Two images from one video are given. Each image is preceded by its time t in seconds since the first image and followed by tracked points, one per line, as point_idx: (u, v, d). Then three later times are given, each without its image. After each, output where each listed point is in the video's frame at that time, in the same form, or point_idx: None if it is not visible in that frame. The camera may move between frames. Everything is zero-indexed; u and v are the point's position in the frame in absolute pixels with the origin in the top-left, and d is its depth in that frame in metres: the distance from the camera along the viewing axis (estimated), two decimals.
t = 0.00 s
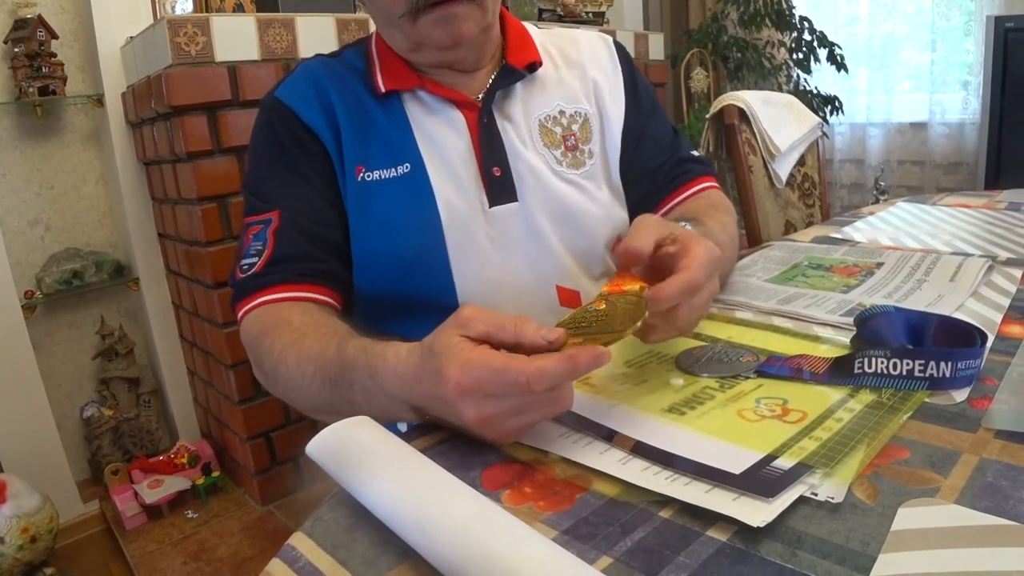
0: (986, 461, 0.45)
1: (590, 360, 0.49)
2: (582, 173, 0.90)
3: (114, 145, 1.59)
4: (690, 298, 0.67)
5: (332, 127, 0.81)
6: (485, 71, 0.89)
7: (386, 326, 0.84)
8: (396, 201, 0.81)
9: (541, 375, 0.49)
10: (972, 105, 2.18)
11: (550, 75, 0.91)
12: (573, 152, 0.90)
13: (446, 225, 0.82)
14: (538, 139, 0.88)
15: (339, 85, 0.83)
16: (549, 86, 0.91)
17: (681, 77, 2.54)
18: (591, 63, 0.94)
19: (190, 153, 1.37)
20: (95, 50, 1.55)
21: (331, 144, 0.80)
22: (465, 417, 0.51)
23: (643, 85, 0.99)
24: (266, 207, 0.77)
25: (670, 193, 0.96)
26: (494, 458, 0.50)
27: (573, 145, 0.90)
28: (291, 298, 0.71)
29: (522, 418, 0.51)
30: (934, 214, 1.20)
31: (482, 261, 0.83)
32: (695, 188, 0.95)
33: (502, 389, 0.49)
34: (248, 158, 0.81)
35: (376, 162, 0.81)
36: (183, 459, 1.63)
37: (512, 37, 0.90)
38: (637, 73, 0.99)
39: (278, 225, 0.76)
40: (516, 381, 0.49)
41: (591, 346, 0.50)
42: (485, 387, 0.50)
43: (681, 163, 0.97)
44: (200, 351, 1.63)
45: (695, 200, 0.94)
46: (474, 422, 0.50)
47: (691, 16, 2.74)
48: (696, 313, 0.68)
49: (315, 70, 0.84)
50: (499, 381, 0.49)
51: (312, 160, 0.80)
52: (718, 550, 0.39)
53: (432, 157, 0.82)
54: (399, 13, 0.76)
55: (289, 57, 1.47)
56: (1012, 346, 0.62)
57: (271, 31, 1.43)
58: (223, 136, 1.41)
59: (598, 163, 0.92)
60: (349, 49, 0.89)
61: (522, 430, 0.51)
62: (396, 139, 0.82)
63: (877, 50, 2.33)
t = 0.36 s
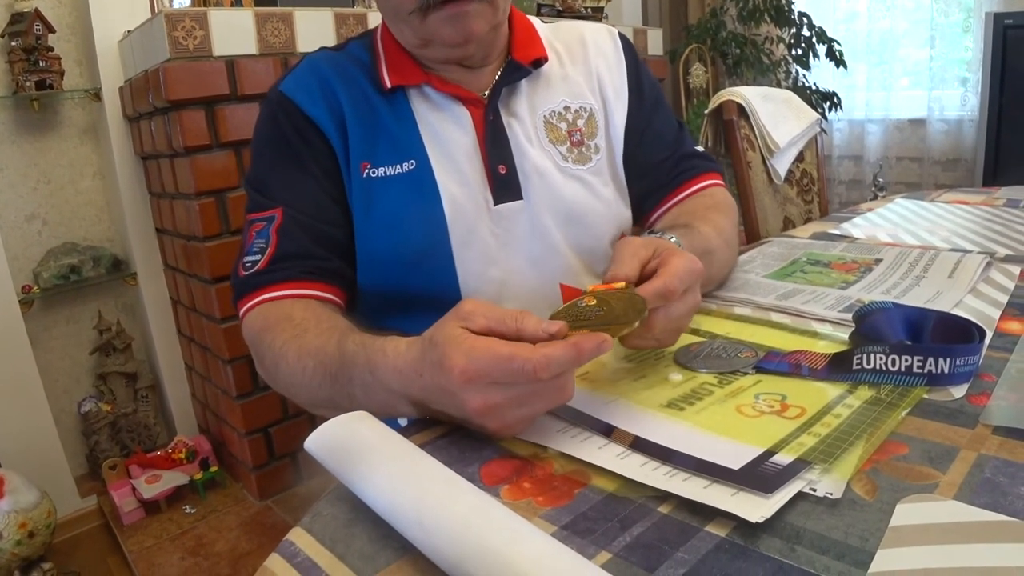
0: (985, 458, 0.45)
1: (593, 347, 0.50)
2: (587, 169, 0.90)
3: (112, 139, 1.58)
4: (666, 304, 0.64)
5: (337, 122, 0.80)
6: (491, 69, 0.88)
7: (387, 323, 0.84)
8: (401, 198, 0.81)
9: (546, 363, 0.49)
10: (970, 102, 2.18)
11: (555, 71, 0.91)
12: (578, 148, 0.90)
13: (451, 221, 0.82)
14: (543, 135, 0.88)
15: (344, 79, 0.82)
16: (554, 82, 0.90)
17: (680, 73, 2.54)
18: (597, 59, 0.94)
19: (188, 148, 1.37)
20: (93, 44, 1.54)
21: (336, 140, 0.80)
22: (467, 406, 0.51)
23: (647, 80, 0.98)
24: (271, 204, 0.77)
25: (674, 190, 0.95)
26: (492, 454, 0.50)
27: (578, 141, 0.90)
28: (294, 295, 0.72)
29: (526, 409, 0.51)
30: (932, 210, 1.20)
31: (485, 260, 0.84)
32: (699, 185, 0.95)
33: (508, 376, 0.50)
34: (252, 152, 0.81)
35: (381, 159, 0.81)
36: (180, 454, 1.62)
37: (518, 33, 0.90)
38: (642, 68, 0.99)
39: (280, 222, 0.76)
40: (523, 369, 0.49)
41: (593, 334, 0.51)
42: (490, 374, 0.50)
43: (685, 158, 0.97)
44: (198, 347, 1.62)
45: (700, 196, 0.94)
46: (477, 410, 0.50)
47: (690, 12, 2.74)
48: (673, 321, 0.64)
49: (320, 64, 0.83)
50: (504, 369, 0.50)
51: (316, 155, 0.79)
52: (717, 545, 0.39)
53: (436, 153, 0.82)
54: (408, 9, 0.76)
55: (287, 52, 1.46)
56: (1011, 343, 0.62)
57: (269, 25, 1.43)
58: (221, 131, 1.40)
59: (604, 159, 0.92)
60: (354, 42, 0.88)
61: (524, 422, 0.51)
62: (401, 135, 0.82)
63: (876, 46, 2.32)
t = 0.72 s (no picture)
0: (981, 455, 0.45)
1: (588, 337, 0.50)
2: (585, 169, 0.90)
3: (109, 137, 1.58)
4: (658, 304, 0.63)
5: (335, 123, 0.80)
6: (490, 69, 0.87)
7: (385, 322, 0.84)
8: (399, 200, 0.81)
9: (543, 356, 0.49)
10: (968, 100, 2.18)
11: (553, 71, 0.91)
12: (576, 148, 0.90)
13: (449, 222, 0.82)
14: (541, 136, 0.88)
15: (341, 79, 0.82)
16: (552, 82, 0.90)
17: (678, 71, 2.54)
18: (595, 59, 0.94)
19: (185, 145, 1.37)
20: (90, 42, 1.54)
21: (334, 140, 0.80)
22: (466, 400, 0.51)
23: (645, 78, 0.98)
24: (268, 206, 0.77)
25: (671, 189, 0.95)
26: (489, 451, 0.50)
27: (576, 141, 0.90)
28: (291, 297, 0.72)
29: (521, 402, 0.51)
30: (930, 208, 1.20)
31: (483, 260, 0.84)
32: (696, 185, 0.95)
33: (504, 368, 0.50)
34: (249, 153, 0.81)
35: (379, 160, 0.81)
36: (178, 452, 1.62)
37: (516, 33, 0.89)
38: (640, 67, 0.98)
39: (278, 224, 0.76)
40: (519, 361, 0.49)
41: (587, 326, 0.52)
42: (486, 367, 0.50)
43: (683, 157, 0.97)
44: (196, 345, 1.62)
45: (696, 196, 0.94)
46: (474, 405, 0.50)
47: (688, 10, 2.73)
48: (667, 320, 0.64)
49: (317, 64, 0.83)
50: (501, 361, 0.50)
51: (314, 156, 0.79)
52: (714, 543, 0.39)
53: (434, 154, 0.82)
54: (406, 10, 0.76)
55: (284, 50, 1.46)
56: (1008, 341, 0.62)
57: (266, 22, 1.42)
58: (218, 129, 1.40)
59: (602, 159, 0.92)
60: (351, 42, 0.88)
61: (521, 415, 0.52)
62: (399, 136, 0.82)
63: (874, 44, 2.33)
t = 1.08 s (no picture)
0: (979, 455, 0.45)
1: (587, 328, 0.51)
2: (585, 170, 0.90)
3: (109, 137, 1.58)
4: (653, 299, 0.63)
5: (335, 124, 0.80)
6: (490, 71, 0.87)
7: (386, 322, 0.84)
8: (399, 201, 0.81)
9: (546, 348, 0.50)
10: (967, 100, 2.18)
11: (552, 73, 0.91)
12: (575, 149, 0.90)
13: (448, 223, 0.82)
14: (540, 137, 0.88)
15: (341, 80, 0.82)
16: (551, 83, 0.90)
17: (677, 70, 2.55)
18: (595, 60, 0.94)
19: (184, 145, 1.37)
20: (89, 42, 1.54)
21: (333, 141, 0.80)
22: (465, 396, 0.51)
23: (644, 79, 0.98)
24: (267, 208, 0.77)
25: (671, 189, 0.95)
26: (488, 451, 0.50)
27: (575, 142, 0.90)
28: (292, 298, 0.72)
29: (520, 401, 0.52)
30: (928, 208, 1.20)
31: (483, 260, 0.84)
32: (695, 185, 0.95)
33: (505, 363, 0.50)
34: (249, 154, 0.81)
35: (379, 161, 0.81)
36: (177, 451, 1.62)
37: (516, 33, 0.89)
38: (639, 67, 0.98)
39: (278, 226, 0.76)
40: (520, 354, 0.50)
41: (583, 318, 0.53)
42: (488, 361, 0.50)
43: (683, 157, 0.97)
44: (195, 345, 1.62)
45: (695, 197, 0.94)
46: (474, 401, 0.51)
47: (686, 9, 2.74)
48: (666, 318, 0.63)
49: (317, 65, 0.83)
50: (502, 356, 0.50)
51: (314, 157, 0.79)
52: (712, 542, 0.39)
53: (434, 155, 0.82)
54: (410, 13, 0.76)
55: (283, 49, 1.46)
56: (1005, 340, 0.63)
57: (265, 22, 1.42)
58: (217, 128, 1.40)
59: (601, 159, 0.92)
60: (351, 42, 0.88)
61: (522, 413, 0.52)
62: (399, 137, 0.82)
63: (873, 44, 2.33)
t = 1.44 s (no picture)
0: (978, 453, 0.45)
1: (583, 321, 0.52)
2: (582, 171, 0.90)
3: (107, 138, 1.58)
4: (651, 301, 0.62)
5: (332, 126, 0.80)
6: (487, 71, 0.87)
7: (385, 323, 0.84)
8: (397, 202, 0.81)
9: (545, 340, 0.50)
10: (965, 98, 2.18)
11: (550, 73, 0.91)
12: (573, 149, 0.90)
13: (447, 224, 0.82)
14: (538, 138, 0.88)
15: (338, 82, 0.82)
16: (548, 83, 0.90)
17: (675, 69, 2.55)
18: (592, 60, 0.94)
19: (183, 146, 1.37)
20: (87, 43, 1.54)
21: (331, 143, 0.80)
22: (462, 395, 0.51)
23: (642, 79, 0.98)
24: (266, 210, 0.77)
25: (669, 188, 0.95)
26: (487, 450, 0.50)
27: (573, 142, 0.90)
28: (291, 300, 0.72)
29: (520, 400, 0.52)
30: (927, 206, 1.20)
31: (482, 260, 0.84)
32: (693, 184, 0.95)
33: (504, 357, 0.50)
34: (246, 156, 0.81)
35: (377, 163, 0.81)
36: (176, 453, 1.62)
37: (513, 33, 0.89)
38: (636, 67, 0.98)
39: (277, 228, 0.76)
40: (520, 348, 0.50)
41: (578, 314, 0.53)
42: (487, 356, 0.51)
43: (681, 156, 0.97)
44: (194, 346, 1.62)
45: (693, 196, 0.94)
46: (472, 398, 0.50)
47: (684, 8, 2.74)
48: (665, 320, 0.63)
49: (315, 66, 0.83)
50: (500, 349, 0.50)
51: (312, 159, 0.79)
52: (711, 542, 0.39)
53: (432, 156, 0.82)
54: (401, 12, 0.76)
55: (281, 50, 1.46)
56: (1004, 338, 0.63)
57: (263, 23, 1.42)
58: (215, 129, 1.40)
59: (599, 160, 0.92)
60: (348, 44, 0.88)
61: (520, 412, 0.52)
62: (397, 138, 0.81)
63: (871, 43, 2.33)
